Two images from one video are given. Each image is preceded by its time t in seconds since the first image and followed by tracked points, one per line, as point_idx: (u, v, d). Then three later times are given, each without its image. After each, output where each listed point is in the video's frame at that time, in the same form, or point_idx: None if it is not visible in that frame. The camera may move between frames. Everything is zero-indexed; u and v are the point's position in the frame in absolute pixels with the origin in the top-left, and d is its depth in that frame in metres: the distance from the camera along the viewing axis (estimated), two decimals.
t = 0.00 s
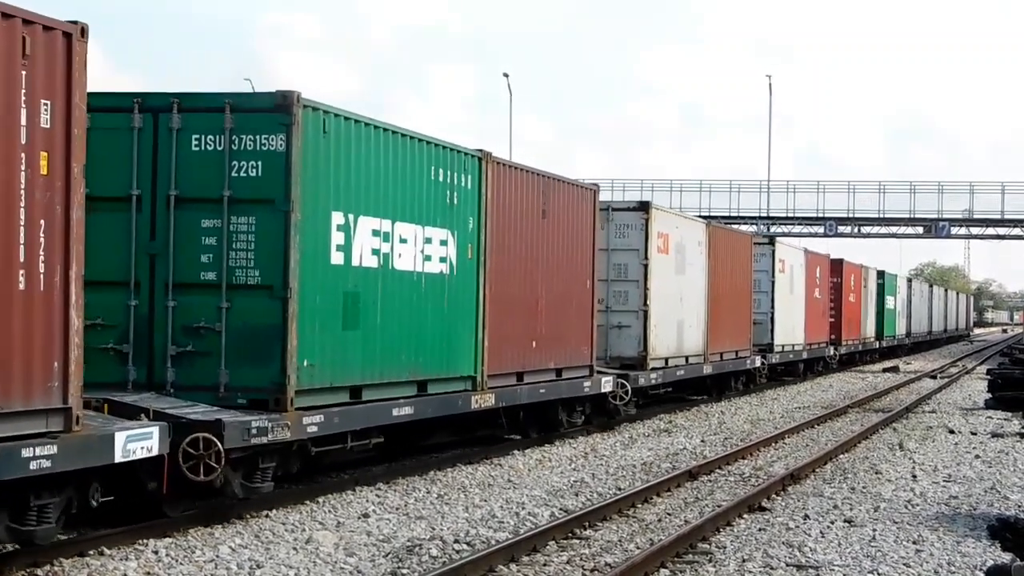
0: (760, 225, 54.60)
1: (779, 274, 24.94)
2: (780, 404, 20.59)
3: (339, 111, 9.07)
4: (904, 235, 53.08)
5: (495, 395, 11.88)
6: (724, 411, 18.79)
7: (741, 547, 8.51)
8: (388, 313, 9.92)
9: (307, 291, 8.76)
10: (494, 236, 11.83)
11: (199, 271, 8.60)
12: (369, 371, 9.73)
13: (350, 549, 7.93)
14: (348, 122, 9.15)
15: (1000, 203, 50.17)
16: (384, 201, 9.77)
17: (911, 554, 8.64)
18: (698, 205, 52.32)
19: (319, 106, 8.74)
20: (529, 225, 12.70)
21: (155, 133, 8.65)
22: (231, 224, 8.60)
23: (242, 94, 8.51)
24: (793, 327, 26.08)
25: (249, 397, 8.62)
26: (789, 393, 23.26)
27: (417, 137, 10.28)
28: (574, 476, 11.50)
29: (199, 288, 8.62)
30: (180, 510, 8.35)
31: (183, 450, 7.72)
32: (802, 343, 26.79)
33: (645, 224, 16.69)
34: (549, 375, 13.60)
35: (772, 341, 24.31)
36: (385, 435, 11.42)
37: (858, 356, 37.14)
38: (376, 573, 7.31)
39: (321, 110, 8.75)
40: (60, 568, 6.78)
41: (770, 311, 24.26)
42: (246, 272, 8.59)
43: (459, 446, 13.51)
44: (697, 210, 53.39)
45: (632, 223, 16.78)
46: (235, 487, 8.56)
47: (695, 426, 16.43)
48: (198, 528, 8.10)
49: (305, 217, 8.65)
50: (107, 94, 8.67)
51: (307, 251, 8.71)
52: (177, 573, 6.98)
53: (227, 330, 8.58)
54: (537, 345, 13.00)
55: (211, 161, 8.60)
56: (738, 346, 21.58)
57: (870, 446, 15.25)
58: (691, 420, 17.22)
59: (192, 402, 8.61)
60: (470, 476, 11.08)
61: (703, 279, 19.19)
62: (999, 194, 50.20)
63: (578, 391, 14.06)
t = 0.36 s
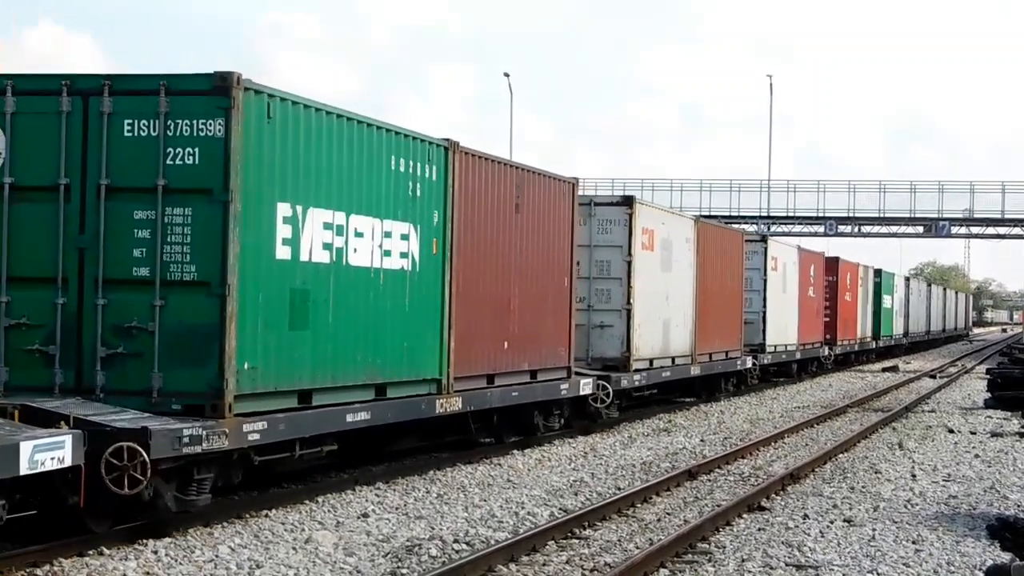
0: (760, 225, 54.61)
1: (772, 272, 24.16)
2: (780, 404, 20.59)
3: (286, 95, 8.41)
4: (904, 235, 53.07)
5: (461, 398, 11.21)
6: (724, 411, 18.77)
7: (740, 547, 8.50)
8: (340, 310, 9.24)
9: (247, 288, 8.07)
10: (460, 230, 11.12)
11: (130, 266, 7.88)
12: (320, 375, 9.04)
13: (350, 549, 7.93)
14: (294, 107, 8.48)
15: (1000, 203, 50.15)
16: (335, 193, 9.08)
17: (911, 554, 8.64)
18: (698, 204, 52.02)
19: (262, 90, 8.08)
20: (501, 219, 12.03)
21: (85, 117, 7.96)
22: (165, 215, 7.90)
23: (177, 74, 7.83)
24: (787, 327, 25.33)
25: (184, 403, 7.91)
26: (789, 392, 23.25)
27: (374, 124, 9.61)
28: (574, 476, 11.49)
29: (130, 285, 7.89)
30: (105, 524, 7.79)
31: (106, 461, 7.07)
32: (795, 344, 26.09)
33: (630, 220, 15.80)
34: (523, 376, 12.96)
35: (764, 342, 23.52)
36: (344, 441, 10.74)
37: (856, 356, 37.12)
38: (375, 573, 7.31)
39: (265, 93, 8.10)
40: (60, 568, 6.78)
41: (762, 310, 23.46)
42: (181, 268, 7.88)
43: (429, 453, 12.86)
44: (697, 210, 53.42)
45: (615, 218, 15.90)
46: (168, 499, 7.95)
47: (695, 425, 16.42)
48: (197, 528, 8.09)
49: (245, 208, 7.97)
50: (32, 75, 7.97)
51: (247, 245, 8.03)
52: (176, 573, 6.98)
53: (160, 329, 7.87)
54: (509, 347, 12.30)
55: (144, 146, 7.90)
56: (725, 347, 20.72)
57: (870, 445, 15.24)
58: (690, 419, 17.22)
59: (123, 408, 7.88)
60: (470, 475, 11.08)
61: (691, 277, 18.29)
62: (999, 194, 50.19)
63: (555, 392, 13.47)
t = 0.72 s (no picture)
0: (760, 225, 54.65)
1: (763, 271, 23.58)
2: (780, 404, 20.60)
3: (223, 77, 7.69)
4: (904, 235, 53.08)
5: (426, 403, 10.46)
6: (724, 411, 18.77)
7: (740, 546, 8.50)
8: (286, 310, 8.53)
9: (179, 286, 7.39)
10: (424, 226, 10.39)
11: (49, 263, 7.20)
12: (265, 381, 8.33)
13: (350, 549, 7.93)
14: (233, 91, 7.78)
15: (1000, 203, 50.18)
16: (281, 184, 8.36)
17: (911, 554, 8.64)
18: (698, 204, 54.10)
19: (195, 71, 7.39)
20: (472, 214, 11.30)
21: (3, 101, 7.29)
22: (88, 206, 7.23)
23: (104, 56, 7.18)
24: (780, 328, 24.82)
25: (109, 411, 7.22)
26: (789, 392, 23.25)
27: (325, 111, 8.88)
28: (574, 476, 11.49)
29: (50, 283, 7.22)
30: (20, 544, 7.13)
31: (13, 473, 6.40)
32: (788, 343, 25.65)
33: (613, 216, 15.03)
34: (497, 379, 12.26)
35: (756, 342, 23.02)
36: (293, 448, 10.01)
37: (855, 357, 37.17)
38: (375, 573, 7.31)
39: (198, 75, 7.40)
40: (59, 568, 6.78)
41: (755, 310, 22.93)
42: (105, 265, 7.21)
43: (392, 460, 12.09)
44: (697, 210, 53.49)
45: (597, 214, 15.13)
46: (88, 515, 7.22)
47: (695, 425, 16.42)
48: (197, 528, 8.09)
49: (175, 199, 7.28)
50: None
51: (179, 239, 7.35)
52: (176, 572, 6.98)
53: (83, 330, 7.20)
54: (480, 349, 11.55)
55: (65, 131, 7.22)
56: (716, 348, 20.09)
57: (870, 445, 15.24)
58: (690, 420, 17.21)
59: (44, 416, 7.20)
60: (470, 475, 11.08)
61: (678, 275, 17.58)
62: (1000, 194, 50.21)
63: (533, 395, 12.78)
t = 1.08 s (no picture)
0: (760, 225, 54.66)
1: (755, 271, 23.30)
2: (780, 404, 20.60)
3: (148, 54, 6.94)
4: (903, 235, 53.09)
5: (386, 409, 9.70)
6: (724, 411, 18.76)
7: (740, 547, 8.50)
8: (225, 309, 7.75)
9: (96, 284, 6.64)
10: (384, 219, 9.63)
11: None
12: (200, 388, 7.56)
13: (350, 549, 7.93)
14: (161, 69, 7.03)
15: (1000, 202, 50.21)
16: (218, 172, 7.58)
17: (911, 554, 8.63)
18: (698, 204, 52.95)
19: (116, 46, 6.66)
20: (438, 208, 10.54)
21: None
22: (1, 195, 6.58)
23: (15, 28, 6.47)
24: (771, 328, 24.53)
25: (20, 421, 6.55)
26: (789, 392, 23.26)
27: (270, 93, 8.11)
28: (574, 476, 11.48)
29: None
30: None
31: None
32: (781, 344, 25.38)
33: (592, 211, 14.56)
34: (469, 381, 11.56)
35: (747, 343, 22.77)
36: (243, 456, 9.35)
37: (854, 357, 37.18)
38: (375, 573, 7.30)
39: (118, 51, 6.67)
40: (59, 568, 6.78)
41: (745, 310, 22.71)
42: (15, 259, 6.51)
43: (352, 468, 11.33)
44: (698, 209, 53.49)
45: (577, 209, 14.67)
46: None
47: (695, 425, 16.40)
48: (197, 528, 8.09)
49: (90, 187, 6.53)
50: None
51: (98, 232, 6.61)
52: (176, 572, 6.98)
53: None
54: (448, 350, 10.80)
55: None
56: (701, 349, 19.71)
57: (870, 445, 15.23)
58: (690, 419, 17.19)
59: None
60: (470, 475, 11.07)
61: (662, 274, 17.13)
62: (1000, 194, 50.24)
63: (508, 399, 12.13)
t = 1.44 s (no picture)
0: (760, 225, 54.67)
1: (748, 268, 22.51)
2: (780, 404, 20.59)
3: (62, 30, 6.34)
4: (903, 234, 53.09)
5: (339, 416, 9.04)
6: (724, 410, 18.75)
7: (740, 547, 8.49)
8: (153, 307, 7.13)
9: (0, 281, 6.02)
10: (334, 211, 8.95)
11: None
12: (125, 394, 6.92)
13: (350, 549, 7.92)
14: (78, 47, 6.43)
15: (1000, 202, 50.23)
16: (144, 157, 6.94)
17: (911, 554, 8.63)
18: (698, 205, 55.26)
19: (24, 19, 6.07)
20: (400, 200, 9.88)
21: None
22: None
23: None
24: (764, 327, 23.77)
25: None
26: (789, 392, 23.27)
27: (205, 75, 7.48)
28: (574, 476, 11.48)
29: None
30: None
31: None
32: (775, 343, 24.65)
33: (570, 206, 13.76)
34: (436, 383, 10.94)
35: (739, 343, 22.02)
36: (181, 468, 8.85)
37: (853, 357, 37.20)
38: (375, 573, 7.30)
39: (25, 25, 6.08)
40: (59, 568, 6.78)
41: (735, 309, 21.94)
42: None
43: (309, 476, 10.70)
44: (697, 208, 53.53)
45: (554, 203, 13.86)
46: None
47: (695, 425, 16.39)
48: (198, 528, 8.09)
49: None
50: None
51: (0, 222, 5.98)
52: (176, 573, 6.98)
53: None
54: (411, 351, 10.15)
55: None
56: (690, 350, 18.96)
57: (870, 445, 15.23)
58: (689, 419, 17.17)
59: None
60: (470, 475, 11.07)
61: (647, 271, 16.40)
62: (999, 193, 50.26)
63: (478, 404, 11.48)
